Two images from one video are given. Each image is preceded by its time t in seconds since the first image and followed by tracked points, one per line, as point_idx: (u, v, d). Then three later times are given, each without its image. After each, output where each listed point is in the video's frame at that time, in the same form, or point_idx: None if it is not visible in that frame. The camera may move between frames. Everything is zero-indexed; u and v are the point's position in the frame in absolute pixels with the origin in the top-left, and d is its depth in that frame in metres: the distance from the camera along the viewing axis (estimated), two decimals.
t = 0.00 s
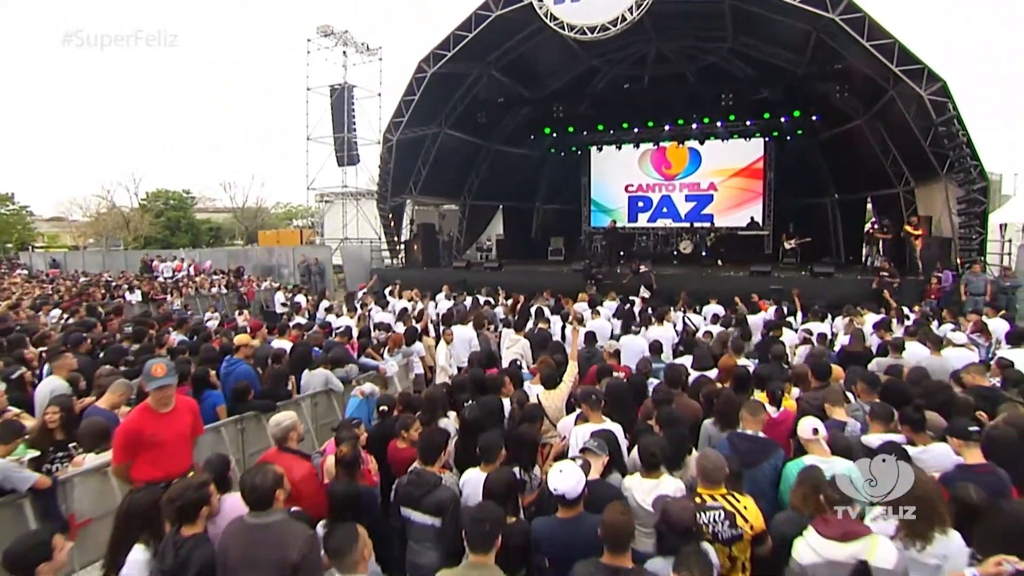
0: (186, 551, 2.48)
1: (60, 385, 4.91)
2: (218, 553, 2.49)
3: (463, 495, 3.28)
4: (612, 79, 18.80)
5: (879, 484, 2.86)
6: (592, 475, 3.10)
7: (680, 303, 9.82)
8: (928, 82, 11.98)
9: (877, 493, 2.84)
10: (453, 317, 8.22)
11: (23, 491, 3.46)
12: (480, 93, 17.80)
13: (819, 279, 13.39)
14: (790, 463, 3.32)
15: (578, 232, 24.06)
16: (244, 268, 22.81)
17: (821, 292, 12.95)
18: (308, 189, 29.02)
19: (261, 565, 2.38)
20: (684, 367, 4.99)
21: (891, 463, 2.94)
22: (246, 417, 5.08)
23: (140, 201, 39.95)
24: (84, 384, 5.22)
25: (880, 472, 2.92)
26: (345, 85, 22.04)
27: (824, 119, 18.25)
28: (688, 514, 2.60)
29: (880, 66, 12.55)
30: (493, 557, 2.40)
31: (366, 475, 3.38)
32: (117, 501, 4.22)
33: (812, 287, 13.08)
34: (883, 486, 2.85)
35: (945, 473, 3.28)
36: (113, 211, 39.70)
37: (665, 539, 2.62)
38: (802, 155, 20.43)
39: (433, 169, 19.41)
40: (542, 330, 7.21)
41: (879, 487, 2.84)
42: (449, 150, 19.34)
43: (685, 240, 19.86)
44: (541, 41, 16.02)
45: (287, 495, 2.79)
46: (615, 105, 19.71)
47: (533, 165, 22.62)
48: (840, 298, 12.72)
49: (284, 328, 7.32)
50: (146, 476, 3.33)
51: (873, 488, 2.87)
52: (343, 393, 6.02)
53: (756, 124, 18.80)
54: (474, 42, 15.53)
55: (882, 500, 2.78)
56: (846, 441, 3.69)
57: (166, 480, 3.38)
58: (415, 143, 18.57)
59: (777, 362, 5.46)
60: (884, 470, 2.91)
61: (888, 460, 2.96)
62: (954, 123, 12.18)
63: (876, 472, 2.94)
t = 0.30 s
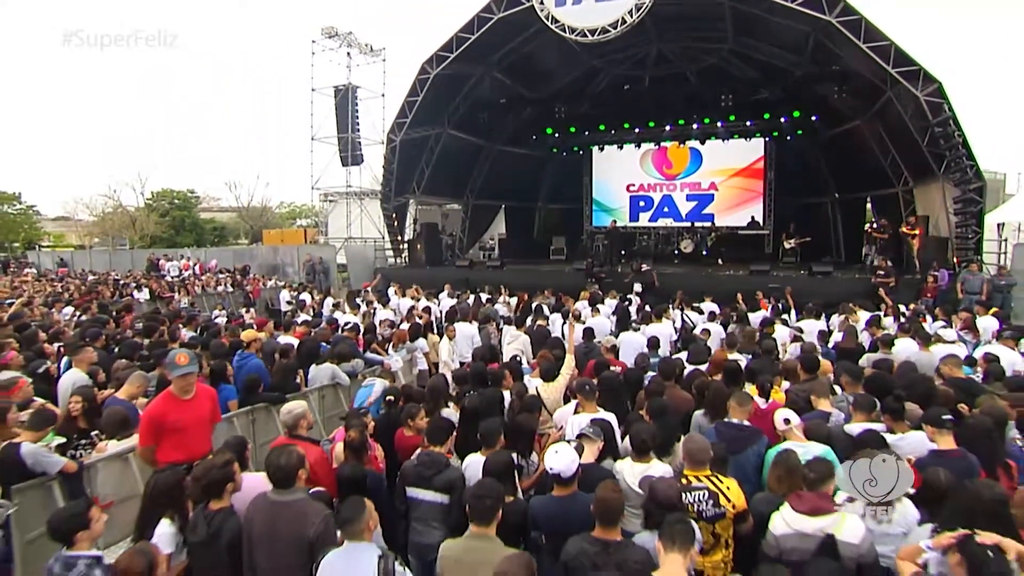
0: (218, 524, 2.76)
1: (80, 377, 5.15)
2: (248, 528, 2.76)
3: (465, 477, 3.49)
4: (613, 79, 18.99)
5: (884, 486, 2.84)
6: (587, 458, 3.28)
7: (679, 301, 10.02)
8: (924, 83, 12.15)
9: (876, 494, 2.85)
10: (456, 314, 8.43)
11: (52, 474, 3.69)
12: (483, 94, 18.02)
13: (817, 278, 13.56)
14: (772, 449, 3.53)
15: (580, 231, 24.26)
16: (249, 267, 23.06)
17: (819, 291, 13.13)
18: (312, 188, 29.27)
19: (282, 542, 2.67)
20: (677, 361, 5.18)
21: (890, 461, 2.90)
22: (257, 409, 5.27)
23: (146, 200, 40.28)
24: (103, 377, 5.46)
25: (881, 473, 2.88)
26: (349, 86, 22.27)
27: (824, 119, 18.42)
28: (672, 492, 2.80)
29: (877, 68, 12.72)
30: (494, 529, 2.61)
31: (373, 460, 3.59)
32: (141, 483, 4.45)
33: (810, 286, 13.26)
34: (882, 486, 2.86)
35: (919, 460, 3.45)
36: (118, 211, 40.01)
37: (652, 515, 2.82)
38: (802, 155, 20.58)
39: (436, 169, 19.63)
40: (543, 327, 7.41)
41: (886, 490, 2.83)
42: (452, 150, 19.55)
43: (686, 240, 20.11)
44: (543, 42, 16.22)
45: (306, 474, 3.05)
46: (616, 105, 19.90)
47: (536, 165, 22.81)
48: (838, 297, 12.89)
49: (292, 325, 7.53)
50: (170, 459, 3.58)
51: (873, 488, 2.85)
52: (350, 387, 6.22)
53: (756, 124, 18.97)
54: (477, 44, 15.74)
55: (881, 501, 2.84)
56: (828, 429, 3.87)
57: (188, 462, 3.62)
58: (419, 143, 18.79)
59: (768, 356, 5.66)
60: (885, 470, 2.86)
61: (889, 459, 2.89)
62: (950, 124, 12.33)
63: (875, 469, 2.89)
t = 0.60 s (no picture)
0: (247, 500, 2.97)
1: (97, 371, 5.39)
2: (272, 505, 3.00)
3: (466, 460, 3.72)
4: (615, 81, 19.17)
5: (884, 484, 2.94)
6: (583, 444, 3.43)
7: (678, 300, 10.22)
8: (920, 85, 12.31)
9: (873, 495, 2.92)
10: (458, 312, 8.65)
11: (77, 460, 3.93)
12: (486, 96, 18.24)
13: (814, 276, 13.80)
14: (757, 437, 3.73)
15: (582, 231, 24.46)
16: (254, 266, 23.35)
17: (817, 289, 13.30)
18: (317, 189, 29.55)
19: (301, 519, 2.89)
20: (671, 356, 5.38)
21: (890, 462, 3.05)
22: (268, 401, 5.52)
23: (152, 200, 40.66)
24: (120, 370, 5.70)
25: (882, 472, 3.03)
26: (354, 88, 22.53)
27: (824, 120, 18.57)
28: (660, 473, 3.01)
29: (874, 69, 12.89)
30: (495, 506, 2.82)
31: (380, 447, 3.81)
32: (161, 470, 4.70)
33: (809, 285, 13.42)
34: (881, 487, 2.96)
35: (896, 446, 3.66)
36: (125, 211, 40.39)
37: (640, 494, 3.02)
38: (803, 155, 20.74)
39: (439, 169, 19.85)
40: (543, 324, 7.61)
41: (886, 488, 2.92)
42: (455, 150, 19.77)
43: (687, 239, 20.19)
44: (545, 44, 16.42)
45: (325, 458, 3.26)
46: (618, 106, 20.08)
47: (538, 166, 23.02)
48: (836, 296, 13.06)
49: (299, 322, 7.76)
50: (190, 443, 3.83)
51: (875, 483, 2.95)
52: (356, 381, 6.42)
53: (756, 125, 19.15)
54: (479, 46, 15.96)
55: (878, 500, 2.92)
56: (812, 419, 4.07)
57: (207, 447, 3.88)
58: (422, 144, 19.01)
59: (760, 351, 5.86)
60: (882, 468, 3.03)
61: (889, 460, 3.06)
62: (946, 124, 12.49)
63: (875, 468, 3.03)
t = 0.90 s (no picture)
0: (276, 477, 3.16)
1: (127, 364, 5.68)
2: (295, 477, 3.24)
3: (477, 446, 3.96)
4: (626, 81, 19.28)
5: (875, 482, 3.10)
6: (586, 433, 3.59)
7: (687, 299, 10.37)
8: (930, 85, 12.33)
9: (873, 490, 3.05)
10: (470, 310, 8.88)
11: (114, 444, 4.23)
12: (498, 97, 18.45)
13: (823, 276, 13.87)
14: (753, 427, 3.92)
15: (594, 231, 24.59)
16: (271, 266, 23.77)
17: (827, 289, 13.37)
18: (332, 189, 29.96)
19: (324, 497, 3.15)
20: (676, 352, 5.56)
21: (890, 462, 3.15)
22: (287, 394, 5.78)
23: (170, 200, 41.38)
24: (147, 363, 5.99)
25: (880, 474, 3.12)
26: (368, 90, 22.85)
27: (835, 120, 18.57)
28: (659, 457, 3.18)
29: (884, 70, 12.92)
30: (501, 485, 3.03)
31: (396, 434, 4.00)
32: (191, 456, 4.95)
33: (819, 285, 13.48)
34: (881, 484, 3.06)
35: (887, 437, 3.81)
36: (144, 211, 41.14)
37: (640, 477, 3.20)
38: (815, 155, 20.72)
39: (452, 170, 20.10)
40: (552, 321, 7.80)
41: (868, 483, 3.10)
42: (468, 151, 20.01)
43: (699, 239, 20.29)
44: (556, 47, 16.60)
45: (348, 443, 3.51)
46: (629, 107, 20.20)
47: (550, 166, 23.20)
48: (846, 295, 13.13)
49: (317, 319, 8.04)
50: (223, 429, 4.11)
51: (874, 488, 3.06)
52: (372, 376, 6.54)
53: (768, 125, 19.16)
54: (491, 49, 16.19)
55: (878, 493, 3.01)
56: (808, 413, 4.22)
57: (238, 432, 4.16)
58: (435, 145, 19.27)
59: (763, 348, 6.00)
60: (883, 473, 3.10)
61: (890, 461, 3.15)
62: (957, 124, 12.49)
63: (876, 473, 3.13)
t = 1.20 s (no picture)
0: (299, 458, 3.39)
1: (159, 357, 5.97)
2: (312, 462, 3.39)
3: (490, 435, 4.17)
4: (641, 82, 19.36)
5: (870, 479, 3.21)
6: (593, 422, 3.78)
7: (699, 298, 10.49)
8: (945, 84, 12.29)
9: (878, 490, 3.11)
10: (485, 307, 9.10)
11: (150, 430, 4.48)
12: (513, 99, 18.65)
13: (836, 275, 13.90)
14: (754, 419, 4.07)
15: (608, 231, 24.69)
16: (290, 265, 24.22)
17: (840, 288, 13.41)
18: (350, 190, 30.40)
19: (342, 475, 3.27)
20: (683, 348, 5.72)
21: (890, 462, 3.17)
22: (309, 386, 5.98)
23: (192, 200, 42.18)
24: (177, 356, 6.29)
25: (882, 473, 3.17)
26: (385, 92, 23.19)
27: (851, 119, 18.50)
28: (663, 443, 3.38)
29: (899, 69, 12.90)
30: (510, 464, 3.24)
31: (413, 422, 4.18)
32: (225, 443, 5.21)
33: (833, 284, 13.50)
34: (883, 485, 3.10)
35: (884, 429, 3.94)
36: (167, 211, 42.00)
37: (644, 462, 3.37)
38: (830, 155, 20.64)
39: (468, 171, 20.34)
40: (564, 319, 7.98)
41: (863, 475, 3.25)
42: (483, 152, 20.25)
43: (713, 239, 20.39)
44: (570, 48, 16.76)
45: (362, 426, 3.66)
46: (643, 107, 20.28)
47: (564, 166, 23.35)
48: (860, 294, 13.17)
49: (337, 315, 8.31)
50: (251, 416, 4.40)
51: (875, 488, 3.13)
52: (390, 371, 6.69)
53: (783, 125, 19.13)
54: (506, 51, 16.40)
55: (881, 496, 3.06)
56: (809, 406, 4.33)
57: (265, 419, 4.44)
58: (451, 147, 19.53)
59: (770, 344, 6.13)
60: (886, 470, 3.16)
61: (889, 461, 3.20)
62: (973, 123, 12.49)
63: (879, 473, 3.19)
